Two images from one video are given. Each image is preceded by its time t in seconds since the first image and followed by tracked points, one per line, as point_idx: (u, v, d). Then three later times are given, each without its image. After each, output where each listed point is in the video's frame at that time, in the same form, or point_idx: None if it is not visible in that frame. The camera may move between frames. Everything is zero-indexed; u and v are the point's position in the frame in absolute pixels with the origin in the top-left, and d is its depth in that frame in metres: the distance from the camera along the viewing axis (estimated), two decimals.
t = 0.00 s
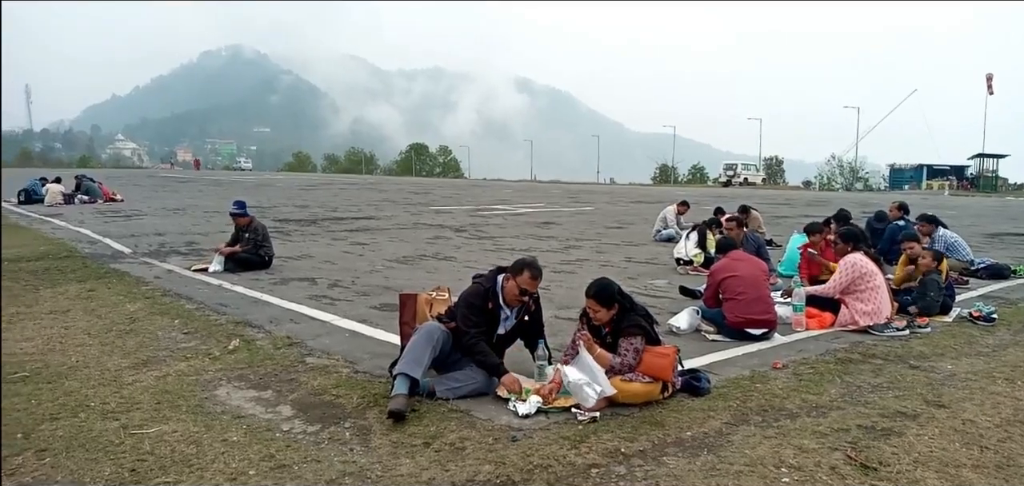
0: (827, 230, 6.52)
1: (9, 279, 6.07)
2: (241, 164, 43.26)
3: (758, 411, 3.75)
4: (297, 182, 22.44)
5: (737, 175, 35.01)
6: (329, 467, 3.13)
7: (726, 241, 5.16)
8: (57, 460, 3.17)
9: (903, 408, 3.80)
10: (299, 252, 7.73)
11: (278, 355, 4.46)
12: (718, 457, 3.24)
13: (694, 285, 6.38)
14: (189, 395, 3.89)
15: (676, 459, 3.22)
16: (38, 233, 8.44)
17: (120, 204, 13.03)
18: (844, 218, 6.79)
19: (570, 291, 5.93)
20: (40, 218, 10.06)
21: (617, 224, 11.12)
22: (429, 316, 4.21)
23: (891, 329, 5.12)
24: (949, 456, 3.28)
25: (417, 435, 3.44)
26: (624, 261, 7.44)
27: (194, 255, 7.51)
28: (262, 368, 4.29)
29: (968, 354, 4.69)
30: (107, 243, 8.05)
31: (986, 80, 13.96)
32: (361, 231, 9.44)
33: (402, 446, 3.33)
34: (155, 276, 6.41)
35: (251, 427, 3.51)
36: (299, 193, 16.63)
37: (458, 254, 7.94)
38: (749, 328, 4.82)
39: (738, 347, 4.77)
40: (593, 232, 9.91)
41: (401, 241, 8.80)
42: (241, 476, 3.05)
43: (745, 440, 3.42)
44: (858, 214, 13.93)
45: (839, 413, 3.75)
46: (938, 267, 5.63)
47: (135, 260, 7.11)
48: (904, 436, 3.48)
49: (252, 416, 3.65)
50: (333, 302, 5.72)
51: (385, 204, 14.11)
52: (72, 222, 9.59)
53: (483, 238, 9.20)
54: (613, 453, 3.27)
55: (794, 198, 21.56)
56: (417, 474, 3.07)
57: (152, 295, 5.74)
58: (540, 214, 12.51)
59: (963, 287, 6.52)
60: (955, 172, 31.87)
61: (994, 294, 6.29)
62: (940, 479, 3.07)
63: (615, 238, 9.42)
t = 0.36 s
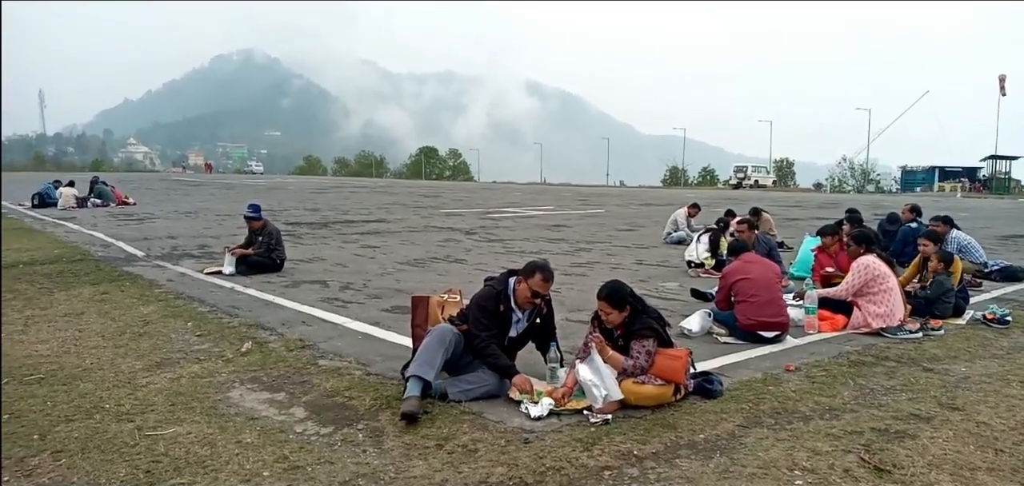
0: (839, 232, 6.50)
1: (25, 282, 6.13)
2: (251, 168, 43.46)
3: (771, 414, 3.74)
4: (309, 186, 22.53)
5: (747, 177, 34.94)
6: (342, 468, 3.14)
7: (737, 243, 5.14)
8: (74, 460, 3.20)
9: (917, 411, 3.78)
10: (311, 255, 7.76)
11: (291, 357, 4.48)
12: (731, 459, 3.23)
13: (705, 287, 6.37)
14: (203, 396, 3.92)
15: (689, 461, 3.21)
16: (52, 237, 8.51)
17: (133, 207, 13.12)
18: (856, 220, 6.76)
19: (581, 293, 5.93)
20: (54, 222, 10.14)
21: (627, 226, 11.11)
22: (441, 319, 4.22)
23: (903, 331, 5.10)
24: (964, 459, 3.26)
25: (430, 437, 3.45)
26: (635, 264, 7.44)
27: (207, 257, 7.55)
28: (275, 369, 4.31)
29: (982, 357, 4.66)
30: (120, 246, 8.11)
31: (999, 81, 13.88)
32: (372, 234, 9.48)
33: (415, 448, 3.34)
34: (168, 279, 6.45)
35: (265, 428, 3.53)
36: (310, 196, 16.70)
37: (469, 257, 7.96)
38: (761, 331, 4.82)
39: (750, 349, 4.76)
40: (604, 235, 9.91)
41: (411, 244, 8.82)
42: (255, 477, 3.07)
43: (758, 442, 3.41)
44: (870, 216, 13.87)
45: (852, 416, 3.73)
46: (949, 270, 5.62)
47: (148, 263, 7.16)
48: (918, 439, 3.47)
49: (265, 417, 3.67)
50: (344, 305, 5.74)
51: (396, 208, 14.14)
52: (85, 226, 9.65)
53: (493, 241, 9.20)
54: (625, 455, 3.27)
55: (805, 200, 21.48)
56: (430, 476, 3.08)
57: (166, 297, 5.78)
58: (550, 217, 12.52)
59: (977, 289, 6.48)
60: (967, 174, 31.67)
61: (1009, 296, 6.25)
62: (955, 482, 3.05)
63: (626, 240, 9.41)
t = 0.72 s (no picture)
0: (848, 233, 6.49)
1: (35, 281, 6.16)
2: (259, 167, 43.57)
3: (781, 415, 3.73)
4: (317, 185, 22.58)
5: (755, 178, 34.90)
6: (354, 467, 3.15)
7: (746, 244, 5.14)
8: (86, 459, 3.22)
9: (927, 412, 3.77)
10: (319, 255, 7.78)
11: (301, 357, 4.50)
12: (742, 460, 3.23)
13: (713, 287, 6.36)
14: (214, 395, 3.93)
15: (699, 462, 3.21)
16: (62, 236, 8.55)
17: (143, 207, 13.17)
18: (865, 221, 6.75)
19: (590, 294, 5.94)
20: (64, 221, 10.19)
21: (635, 227, 11.11)
22: (450, 318, 4.23)
23: (913, 332, 5.07)
24: (975, 460, 3.25)
25: (440, 436, 3.46)
26: (643, 264, 7.44)
27: (216, 257, 7.58)
28: (285, 369, 4.32)
29: (993, 358, 4.64)
30: (130, 245, 8.14)
31: (1008, 82, 13.83)
32: (380, 234, 9.50)
33: (425, 448, 3.35)
34: (177, 278, 6.47)
35: (276, 427, 3.54)
36: (318, 196, 16.73)
37: (477, 257, 7.97)
38: (769, 332, 4.82)
39: (760, 350, 4.75)
40: (612, 235, 9.90)
41: (419, 244, 8.84)
42: (266, 476, 3.08)
43: (768, 443, 3.41)
44: (878, 217, 13.84)
45: (862, 416, 3.73)
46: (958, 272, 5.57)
47: (158, 263, 7.18)
48: (929, 440, 3.46)
49: (276, 416, 3.69)
50: (353, 304, 5.75)
51: (404, 208, 14.17)
52: (96, 225, 9.70)
53: (501, 241, 9.21)
54: (636, 456, 3.27)
55: (813, 201, 21.45)
56: (441, 475, 3.09)
57: (176, 297, 5.81)
58: (558, 217, 12.52)
59: (987, 290, 6.46)
60: (976, 175, 31.54)
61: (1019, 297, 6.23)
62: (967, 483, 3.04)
63: (633, 241, 9.41)
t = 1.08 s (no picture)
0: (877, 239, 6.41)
1: (67, 284, 6.25)
2: (284, 172, 43.99)
3: (810, 423, 3.68)
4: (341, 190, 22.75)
5: (780, 183, 34.62)
6: (380, 470, 3.16)
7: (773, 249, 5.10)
8: (117, 459, 3.26)
9: (960, 421, 3.71)
10: (344, 259, 7.83)
11: (327, 359, 4.52)
12: (771, 468, 3.19)
13: (739, 293, 6.30)
14: (242, 397, 3.97)
15: (727, 469, 3.18)
16: (92, 239, 8.69)
17: (170, 210, 13.34)
18: (894, 226, 6.66)
19: (615, 299, 5.91)
20: (93, 224, 10.34)
21: (659, 231, 11.05)
22: (475, 323, 4.23)
23: (945, 340, 4.99)
24: (1011, 471, 3.19)
25: (466, 441, 3.46)
26: (667, 269, 7.40)
27: (242, 260, 7.65)
28: (312, 371, 4.35)
29: None
30: (159, 248, 8.24)
31: None
32: (404, 238, 9.54)
33: (452, 452, 3.35)
34: (205, 281, 6.54)
35: (303, 430, 3.56)
36: (342, 200, 16.86)
37: (501, 261, 7.98)
38: (798, 338, 4.76)
39: (788, 357, 4.70)
40: (636, 240, 9.86)
41: (443, 248, 8.86)
42: (294, 479, 3.10)
43: (797, 451, 3.37)
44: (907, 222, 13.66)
45: (894, 425, 3.67)
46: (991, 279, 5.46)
47: (186, 266, 7.27)
48: (962, 450, 3.40)
49: (303, 419, 3.71)
50: (378, 308, 5.77)
51: (427, 212, 14.22)
52: (125, 228, 9.84)
53: (525, 245, 9.21)
54: (663, 462, 3.25)
55: (839, 206, 21.22)
56: (467, 479, 3.08)
57: (203, 299, 5.87)
58: (582, 222, 12.50)
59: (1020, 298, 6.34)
60: (1006, 180, 31.03)
61: None
62: None
63: (658, 245, 9.37)
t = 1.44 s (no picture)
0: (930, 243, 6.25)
1: (125, 287, 6.45)
2: (330, 178, 44.65)
3: (864, 430, 3.62)
4: (387, 195, 23.02)
5: (829, 186, 33.98)
6: (431, 472, 3.20)
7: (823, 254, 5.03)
8: (176, 458, 3.36)
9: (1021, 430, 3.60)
10: (391, 263, 7.93)
11: (377, 362, 4.60)
12: (824, 475, 3.15)
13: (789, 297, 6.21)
14: (294, 399, 4.05)
15: (779, 476, 3.15)
16: (149, 244, 8.96)
17: (222, 216, 13.66)
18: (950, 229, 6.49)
19: (662, 303, 5.88)
20: (149, 230, 10.65)
21: (705, 235, 10.95)
22: (522, 327, 4.26)
23: (1004, 346, 4.89)
24: None
25: (515, 444, 3.48)
26: (715, 274, 7.33)
27: (292, 264, 7.81)
28: (362, 374, 4.41)
29: None
30: (213, 253, 8.46)
31: None
32: (449, 243, 9.62)
33: (501, 455, 3.37)
34: (256, 285, 6.69)
35: (355, 431, 3.63)
36: (388, 205, 17.07)
37: (546, 265, 7.99)
38: (850, 344, 4.68)
39: (840, 362, 4.62)
40: (681, 244, 9.79)
41: (488, 252, 8.91)
42: (347, 479, 3.15)
43: (851, 458, 3.31)
44: (963, 225, 13.30)
45: (952, 433, 3.58)
46: None
47: (238, 270, 7.44)
48: None
49: (355, 421, 3.77)
50: (426, 312, 5.84)
51: (472, 216, 14.31)
52: (180, 234, 10.12)
53: (569, 249, 9.21)
54: (714, 468, 3.23)
55: (891, 208, 20.73)
56: (517, 482, 3.11)
57: (256, 303, 6.01)
58: (627, 225, 12.45)
59: None
60: None
61: None
62: None
63: (704, 249, 9.28)
